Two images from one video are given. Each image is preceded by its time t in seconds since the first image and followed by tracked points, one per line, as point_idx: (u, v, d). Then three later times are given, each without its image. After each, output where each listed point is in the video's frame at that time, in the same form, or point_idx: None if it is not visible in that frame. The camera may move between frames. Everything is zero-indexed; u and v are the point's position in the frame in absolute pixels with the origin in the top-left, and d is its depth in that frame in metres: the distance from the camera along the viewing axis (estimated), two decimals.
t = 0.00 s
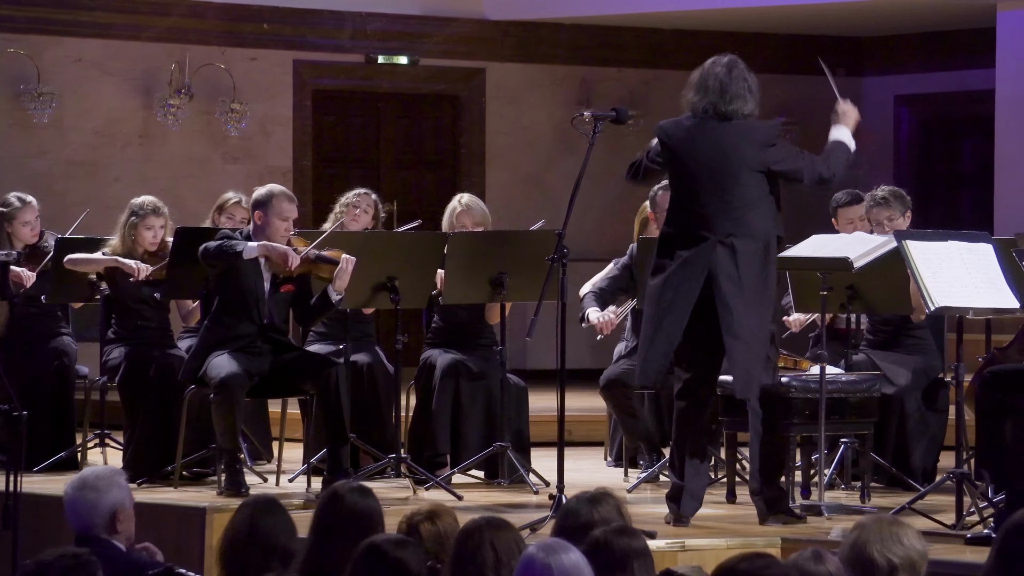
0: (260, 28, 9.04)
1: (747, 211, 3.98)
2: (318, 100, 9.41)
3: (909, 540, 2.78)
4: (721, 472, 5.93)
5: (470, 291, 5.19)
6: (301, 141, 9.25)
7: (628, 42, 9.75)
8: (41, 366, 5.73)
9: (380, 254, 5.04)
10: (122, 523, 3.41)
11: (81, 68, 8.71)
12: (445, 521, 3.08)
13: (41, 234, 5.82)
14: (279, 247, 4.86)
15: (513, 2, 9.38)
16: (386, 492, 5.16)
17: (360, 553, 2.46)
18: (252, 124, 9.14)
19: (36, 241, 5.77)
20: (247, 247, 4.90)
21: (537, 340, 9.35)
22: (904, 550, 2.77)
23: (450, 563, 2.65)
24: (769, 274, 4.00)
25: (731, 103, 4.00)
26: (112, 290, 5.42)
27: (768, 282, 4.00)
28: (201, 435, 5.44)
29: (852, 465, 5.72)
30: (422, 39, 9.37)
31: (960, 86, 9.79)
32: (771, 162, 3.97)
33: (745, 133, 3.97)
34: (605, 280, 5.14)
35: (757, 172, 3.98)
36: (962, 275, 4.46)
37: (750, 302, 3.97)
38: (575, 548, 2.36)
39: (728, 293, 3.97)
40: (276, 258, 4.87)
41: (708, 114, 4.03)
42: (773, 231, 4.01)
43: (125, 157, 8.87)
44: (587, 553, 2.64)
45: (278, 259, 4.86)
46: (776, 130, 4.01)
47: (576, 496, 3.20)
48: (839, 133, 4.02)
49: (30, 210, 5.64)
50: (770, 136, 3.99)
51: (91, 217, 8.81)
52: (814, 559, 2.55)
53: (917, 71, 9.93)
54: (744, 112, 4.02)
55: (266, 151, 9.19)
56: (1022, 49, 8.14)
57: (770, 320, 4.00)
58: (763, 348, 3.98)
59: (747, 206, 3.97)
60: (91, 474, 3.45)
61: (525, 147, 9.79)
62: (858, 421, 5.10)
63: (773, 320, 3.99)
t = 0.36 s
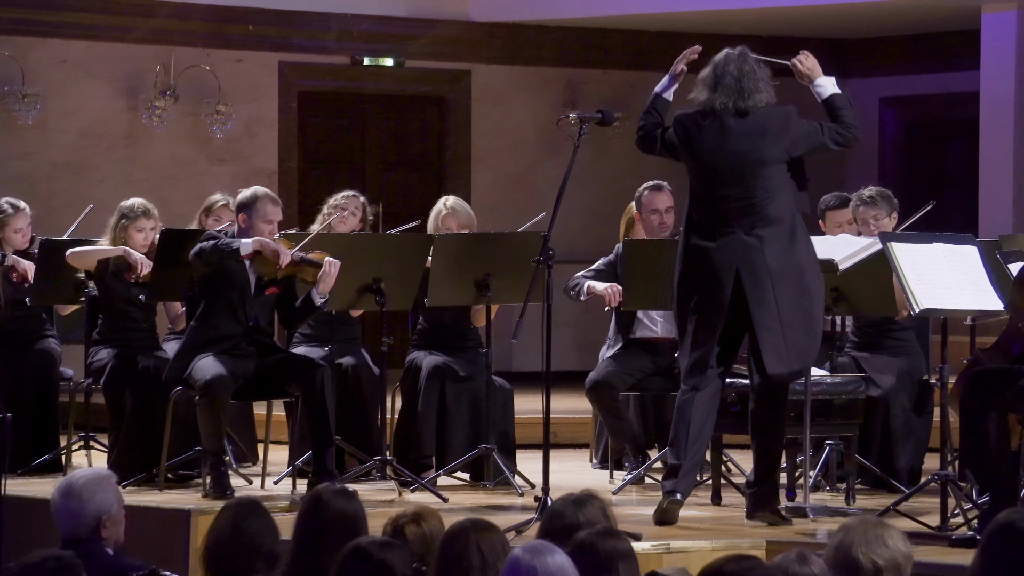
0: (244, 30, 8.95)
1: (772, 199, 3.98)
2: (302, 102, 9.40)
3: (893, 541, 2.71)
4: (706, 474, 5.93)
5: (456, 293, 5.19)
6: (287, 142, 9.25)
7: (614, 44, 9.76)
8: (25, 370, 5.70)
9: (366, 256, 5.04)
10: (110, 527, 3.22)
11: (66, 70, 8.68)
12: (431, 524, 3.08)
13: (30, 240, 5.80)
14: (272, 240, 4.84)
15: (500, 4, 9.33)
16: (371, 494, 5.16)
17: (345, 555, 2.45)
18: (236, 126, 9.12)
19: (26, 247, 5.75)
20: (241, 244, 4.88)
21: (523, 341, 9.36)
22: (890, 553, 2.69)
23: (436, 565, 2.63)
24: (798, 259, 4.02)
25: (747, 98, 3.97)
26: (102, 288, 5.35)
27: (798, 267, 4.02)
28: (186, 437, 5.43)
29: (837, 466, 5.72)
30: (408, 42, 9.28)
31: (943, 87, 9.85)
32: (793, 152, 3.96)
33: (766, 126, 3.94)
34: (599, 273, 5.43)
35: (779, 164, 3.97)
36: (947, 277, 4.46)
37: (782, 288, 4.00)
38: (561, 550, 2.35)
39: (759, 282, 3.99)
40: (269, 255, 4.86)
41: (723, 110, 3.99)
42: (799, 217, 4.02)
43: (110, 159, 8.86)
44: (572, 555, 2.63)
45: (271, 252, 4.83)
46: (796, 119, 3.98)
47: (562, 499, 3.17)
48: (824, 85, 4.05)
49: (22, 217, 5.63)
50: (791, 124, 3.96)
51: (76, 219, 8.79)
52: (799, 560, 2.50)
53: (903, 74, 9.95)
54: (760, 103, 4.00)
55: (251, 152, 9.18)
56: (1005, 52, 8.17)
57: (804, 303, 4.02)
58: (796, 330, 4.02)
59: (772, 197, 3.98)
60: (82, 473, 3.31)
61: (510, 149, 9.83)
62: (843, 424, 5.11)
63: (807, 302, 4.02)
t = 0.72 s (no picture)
0: (229, 33, 8.95)
1: (757, 223, 4.03)
2: (286, 106, 9.38)
3: (876, 545, 2.70)
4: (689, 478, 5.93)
5: (440, 297, 5.20)
6: (270, 146, 9.24)
7: (597, 47, 9.75)
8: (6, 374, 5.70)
9: (350, 262, 5.05)
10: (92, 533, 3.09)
11: (49, 73, 8.67)
12: (414, 528, 3.03)
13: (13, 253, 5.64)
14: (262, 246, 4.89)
15: (483, 8, 9.35)
16: (354, 499, 5.16)
17: (329, 559, 2.44)
18: (220, 129, 9.12)
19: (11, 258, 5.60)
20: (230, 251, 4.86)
21: (506, 345, 9.36)
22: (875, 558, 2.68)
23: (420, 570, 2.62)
24: (768, 290, 4.04)
25: (746, 115, 4.12)
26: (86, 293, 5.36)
27: (769, 297, 4.05)
28: (168, 442, 5.42)
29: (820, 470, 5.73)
30: (390, 45, 9.31)
31: (928, 91, 9.86)
32: (784, 181, 4.04)
33: (761, 147, 4.05)
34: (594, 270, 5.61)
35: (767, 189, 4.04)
36: (930, 281, 4.47)
37: (747, 313, 4.02)
38: (543, 554, 2.36)
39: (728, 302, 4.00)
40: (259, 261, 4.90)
41: (726, 125, 4.12)
42: (777, 250, 4.06)
43: (93, 162, 8.85)
44: (554, 558, 2.63)
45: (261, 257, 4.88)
46: (789, 152, 4.09)
47: (545, 503, 3.17)
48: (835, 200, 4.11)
49: (12, 228, 5.48)
50: (784, 151, 4.08)
51: (59, 222, 8.78)
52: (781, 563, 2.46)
53: (887, 77, 9.97)
54: (756, 125, 4.14)
55: (234, 156, 9.18)
56: (986, 57, 8.19)
57: (764, 334, 4.05)
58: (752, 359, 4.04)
59: (758, 221, 4.03)
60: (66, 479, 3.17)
61: (495, 153, 9.83)
62: (827, 428, 5.12)
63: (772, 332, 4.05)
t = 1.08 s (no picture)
0: (211, 37, 8.96)
1: (684, 228, 4.07)
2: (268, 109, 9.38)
3: (859, 550, 2.69)
4: (671, 483, 5.94)
5: (423, 301, 5.19)
6: (252, 150, 9.24)
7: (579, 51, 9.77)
8: None
9: (332, 266, 5.05)
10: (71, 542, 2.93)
11: (30, 77, 8.65)
12: (396, 532, 3.01)
13: None
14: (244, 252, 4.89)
15: (464, 13, 9.36)
16: (336, 503, 5.15)
17: (310, 563, 2.45)
18: (201, 133, 9.11)
19: None
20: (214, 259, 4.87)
21: (488, 350, 9.37)
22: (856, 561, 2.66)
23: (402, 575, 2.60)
24: (699, 292, 4.09)
25: (700, 117, 4.14)
26: (68, 298, 5.36)
27: (700, 301, 4.10)
28: (150, 446, 5.41)
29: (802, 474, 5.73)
30: (374, 49, 9.31)
31: (909, 97, 9.93)
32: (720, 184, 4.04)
33: (694, 151, 4.07)
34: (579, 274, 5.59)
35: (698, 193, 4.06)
36: (912, 285, 4.47)
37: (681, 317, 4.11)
38: (526, 557, 2.38)
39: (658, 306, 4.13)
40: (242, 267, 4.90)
41: (677, 129, 4.17)
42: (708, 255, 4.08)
43: (74, 166, 8.83)
44: (533, 561, 2.62)
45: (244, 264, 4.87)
46: (731, 157, 4.09)
47: (527, 507, 3.13)
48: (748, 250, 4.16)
49: None
50: (724, 155, 4.06)
51: (40, 226, 8.76)
52: (764, 568, 2.52)
53: (869, 82, 10.01)
54: (710, 129, 4.14)
55: (216, 160, 9.17)
56: (966, 62, 8.22)
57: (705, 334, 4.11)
58: (698, 359, 4.11)
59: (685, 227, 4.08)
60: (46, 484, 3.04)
61: (477, 157, 9.84)
62: (809, 432, 5.13)
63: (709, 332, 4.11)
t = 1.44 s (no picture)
0: (195, 40, 8.98)
1: (606, 221, 4.21)
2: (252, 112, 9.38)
3: (843, 552, 2.63)
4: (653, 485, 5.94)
5: (407, 304, 5.19)
6: (236, 153, 9.22)
7: (563, 55, 9.80)
8: None
9: (316, 268, 5.04)
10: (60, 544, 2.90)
11: (13, 80, 8.64)
12: (381, 535, 2.99)
13: None
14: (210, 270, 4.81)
15: (448, 16, 9.38)
16: (320, 506, 5.16)
17: (293, 566, 2.45)
18: (186, 136, 9.10)
19: None
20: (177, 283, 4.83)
21: (473, 353, 9.37)
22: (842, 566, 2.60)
23: None
24: (646, 291, 4.18)
25: (632, 108, 4.22)
26: (52, 300, 5.35)
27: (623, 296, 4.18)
28: (134, 449, 5.40)
29: (786, 476, 5.74)
30: (359, 53, 9.35)
31: (893, 101, 9.97)
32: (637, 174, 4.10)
33: (614, 144, 4.18)
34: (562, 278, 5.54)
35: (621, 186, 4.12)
36: (895, 287, 4.46)
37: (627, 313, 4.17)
38: (511, 561, 2.39)
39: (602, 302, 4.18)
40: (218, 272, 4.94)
41: (613, 123, 4.27)
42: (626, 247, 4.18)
43: (57, 169, 8.82)
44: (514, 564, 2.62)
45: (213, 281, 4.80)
46: (655, 150, 4.15)
47: (511, 510, 3.08)
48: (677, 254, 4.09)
49: None
50: (642, 146, 4.12)
51: (24, 229, 8.74)
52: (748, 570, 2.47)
53: (853, 85, 10.06)
54: (642, 121, 4.21)
55: (201, 163, 9.16)
56: (949, 66, 8.25)
57: (649, 335, 4.18)
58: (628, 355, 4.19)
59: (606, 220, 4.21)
60: (33, 484, 3.01)
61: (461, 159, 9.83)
62: (792, 434, 5.14)
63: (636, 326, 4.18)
